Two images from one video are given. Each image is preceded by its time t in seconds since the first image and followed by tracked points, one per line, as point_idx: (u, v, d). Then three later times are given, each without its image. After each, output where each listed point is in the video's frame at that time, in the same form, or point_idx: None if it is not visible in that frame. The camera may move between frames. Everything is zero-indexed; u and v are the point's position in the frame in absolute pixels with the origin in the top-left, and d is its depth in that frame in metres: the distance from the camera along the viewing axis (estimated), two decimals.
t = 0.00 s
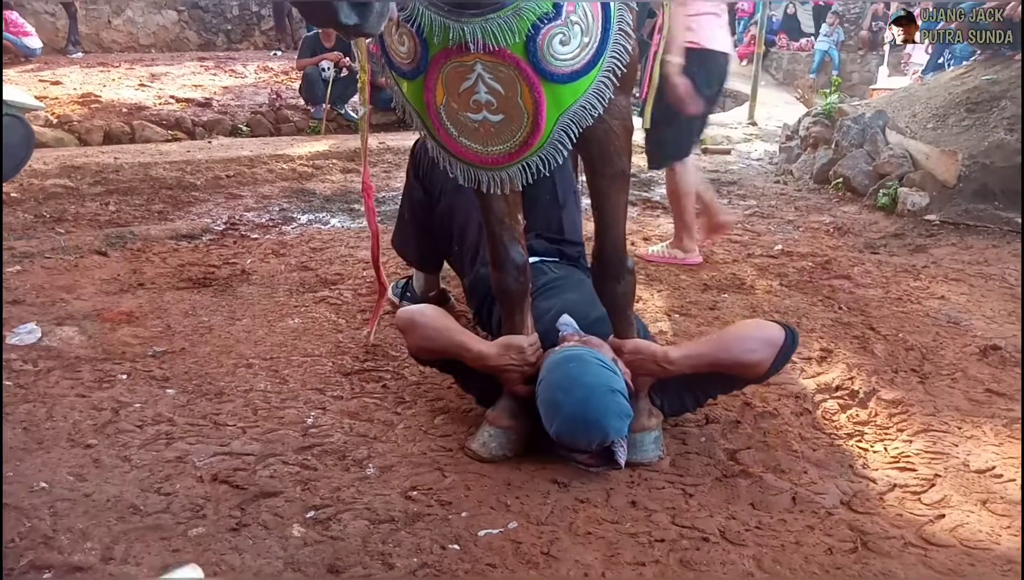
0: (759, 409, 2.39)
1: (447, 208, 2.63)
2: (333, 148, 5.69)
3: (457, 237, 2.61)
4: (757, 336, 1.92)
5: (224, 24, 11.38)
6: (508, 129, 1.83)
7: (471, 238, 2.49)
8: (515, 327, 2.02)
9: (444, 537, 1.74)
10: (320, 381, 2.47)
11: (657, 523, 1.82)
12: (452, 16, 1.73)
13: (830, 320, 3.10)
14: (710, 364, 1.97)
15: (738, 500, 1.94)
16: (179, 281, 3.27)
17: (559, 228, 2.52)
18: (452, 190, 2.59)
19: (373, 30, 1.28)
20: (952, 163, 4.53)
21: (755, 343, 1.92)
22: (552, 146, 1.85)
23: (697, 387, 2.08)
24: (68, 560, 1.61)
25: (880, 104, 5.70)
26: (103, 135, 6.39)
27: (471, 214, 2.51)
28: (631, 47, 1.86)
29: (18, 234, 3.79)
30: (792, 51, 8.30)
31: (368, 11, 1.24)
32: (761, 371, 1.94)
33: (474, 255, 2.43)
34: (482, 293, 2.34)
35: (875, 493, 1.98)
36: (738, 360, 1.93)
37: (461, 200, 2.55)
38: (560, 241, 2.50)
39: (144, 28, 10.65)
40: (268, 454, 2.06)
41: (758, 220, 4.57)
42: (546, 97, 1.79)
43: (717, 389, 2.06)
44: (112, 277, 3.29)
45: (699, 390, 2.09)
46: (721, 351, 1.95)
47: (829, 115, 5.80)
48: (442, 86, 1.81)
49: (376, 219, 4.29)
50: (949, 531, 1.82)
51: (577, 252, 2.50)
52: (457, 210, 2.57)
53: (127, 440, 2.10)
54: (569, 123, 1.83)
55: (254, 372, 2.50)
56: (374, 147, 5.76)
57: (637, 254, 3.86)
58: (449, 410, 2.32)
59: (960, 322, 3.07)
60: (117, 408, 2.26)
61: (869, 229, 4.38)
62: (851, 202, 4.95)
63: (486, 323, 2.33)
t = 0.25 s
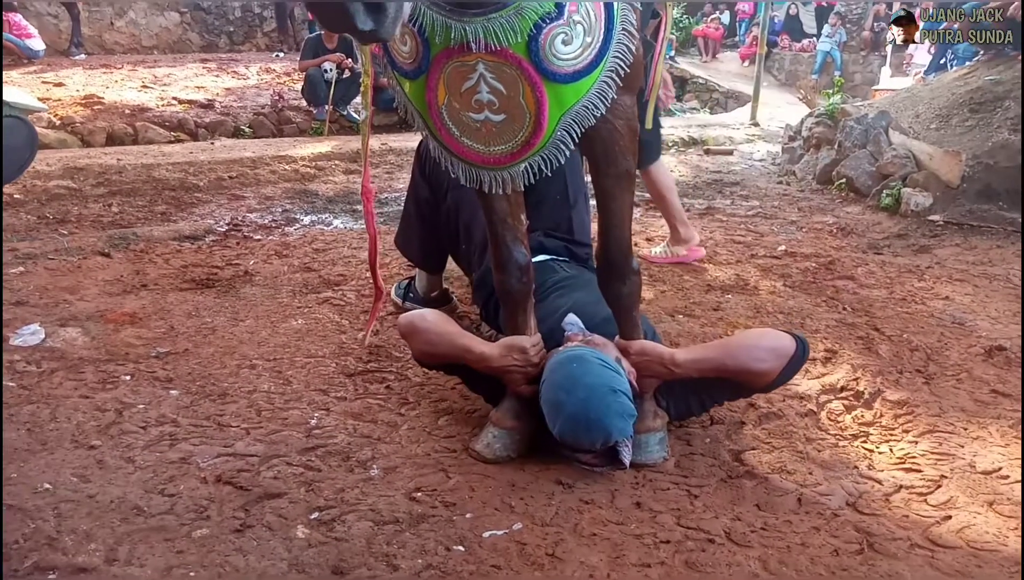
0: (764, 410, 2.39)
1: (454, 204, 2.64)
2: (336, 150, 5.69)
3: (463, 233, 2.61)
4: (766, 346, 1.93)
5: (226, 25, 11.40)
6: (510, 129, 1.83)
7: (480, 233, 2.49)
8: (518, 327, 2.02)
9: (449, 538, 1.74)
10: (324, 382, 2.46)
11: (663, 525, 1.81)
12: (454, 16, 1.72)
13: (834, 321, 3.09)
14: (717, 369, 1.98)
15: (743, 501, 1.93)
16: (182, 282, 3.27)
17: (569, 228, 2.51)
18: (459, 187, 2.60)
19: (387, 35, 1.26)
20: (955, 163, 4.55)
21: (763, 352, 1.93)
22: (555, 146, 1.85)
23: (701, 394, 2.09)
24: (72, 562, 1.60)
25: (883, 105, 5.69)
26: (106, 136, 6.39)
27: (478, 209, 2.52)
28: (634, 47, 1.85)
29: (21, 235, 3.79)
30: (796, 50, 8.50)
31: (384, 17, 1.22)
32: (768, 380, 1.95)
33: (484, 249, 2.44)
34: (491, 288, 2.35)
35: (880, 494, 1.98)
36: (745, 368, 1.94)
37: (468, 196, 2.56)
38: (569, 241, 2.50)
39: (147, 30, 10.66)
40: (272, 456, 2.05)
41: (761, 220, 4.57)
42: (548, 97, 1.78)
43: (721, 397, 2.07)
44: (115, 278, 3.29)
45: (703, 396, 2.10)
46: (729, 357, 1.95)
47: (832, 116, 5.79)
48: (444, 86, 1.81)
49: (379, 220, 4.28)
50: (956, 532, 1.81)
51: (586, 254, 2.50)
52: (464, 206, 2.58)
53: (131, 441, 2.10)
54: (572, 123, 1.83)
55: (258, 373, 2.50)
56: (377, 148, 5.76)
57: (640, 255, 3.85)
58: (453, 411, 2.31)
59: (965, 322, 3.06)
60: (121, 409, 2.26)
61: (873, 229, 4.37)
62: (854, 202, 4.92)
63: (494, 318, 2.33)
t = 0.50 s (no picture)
0: (764, 405, 2.38)
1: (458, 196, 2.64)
2: (335, 143, 5.67)
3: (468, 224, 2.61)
4: (772, 352, 1.93)
5: (225, 18, 11.38)
6: (510, 121, 1.82)
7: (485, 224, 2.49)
8: (518, 320, 2.02)
9: (448, 532, 1.73)
10: (323, 376, 2.45)
11: (663, 519, 1.81)
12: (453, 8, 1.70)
13: (835, 316, 3.09)
14: (719, 370, 1.98)
15: (743, 496, 1.93)
16: (181, 276, 3.26)
17: (575, 221, 2.51)
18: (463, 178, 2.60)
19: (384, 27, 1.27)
20: (955, 158, 4.53)
21: (767, 358, 1.93)
22: (555, 138, 1.84)
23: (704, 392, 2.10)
24: (71, 556, 1.60)
25: (883, 100, 5.68)
26: (104, 129, 6.38)
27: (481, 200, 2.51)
28: (635, 38, 1.83)
29: (18, 228, 3.77)
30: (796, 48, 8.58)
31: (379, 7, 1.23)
32: (769, 386, 1.95)
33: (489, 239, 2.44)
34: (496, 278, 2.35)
35: (880, 489, 1.97)
36: (748, 372, 1.94)
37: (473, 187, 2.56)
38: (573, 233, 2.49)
39: (145, 22, 10.63)
40: (271, 450, 2.05)
41: (761, 215, 4.56)
42: (548, 89, 1.78)
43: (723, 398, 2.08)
44: (113, 271, 3.28)
45: (706, 395, 2.10)
46: (733, 360, 1.95)
47: (832, 110, 5.78)
48: (443, 79, 1.80)
49: (379, 214, 4.27)
50: (956, 527, 1.81)
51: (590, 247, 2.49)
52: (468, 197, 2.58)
53: (130, 435, 2.09)
54: (572, 115, 1.82)
55: (257, 367, 2.49)
56: (376, 141, 5.74)
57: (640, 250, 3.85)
58: (452, 405, 2.30)
59: (965, 318, 3.05)
60: (119, 403, 2.25)
61: (873, 224, 4.36)
62: (855, 197, 4.91)
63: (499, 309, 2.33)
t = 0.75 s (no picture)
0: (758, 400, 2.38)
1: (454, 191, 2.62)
2: (328, 138, 5.65)
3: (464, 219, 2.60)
4: (770, 357, 1.91)
5: (216, 13, 11.33)
6: (503, 118, 1.81)
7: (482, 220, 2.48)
8: (512, 316, 2.01)
9: (443, 529, 1.73)
10: (316, 373, 2.44)
11: (658, 515, 1.81)
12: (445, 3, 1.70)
13: (828, 310, 3.09)
14: (714, 371, 1.96)
15: (738, 491, 1.93)
16: (172, 272, 3.24)
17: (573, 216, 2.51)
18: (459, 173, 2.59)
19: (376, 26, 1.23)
20: (948, 153, 4.49)
21: (764, 363, 1.92)
22: (548, 134, 1.83)
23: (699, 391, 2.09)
24: (63, 555, 1.59)
25: (876, 94, 5.69)
26: (94, 124, 6.34)
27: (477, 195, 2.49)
28: (629, 33, 1.82)
29: (8, 225, 3.75)
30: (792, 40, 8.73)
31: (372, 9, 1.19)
32: (763, 390, 1.95)
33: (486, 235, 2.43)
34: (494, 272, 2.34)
35: (875, 483, 1.97)
36: (744, 375, 1.93)
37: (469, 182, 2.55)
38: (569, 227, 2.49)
39: (135, 17, 10.57)
40: (265, 447, 2.04)
41: (755, 210, 4.56)
42: (542, 85, 1.77)
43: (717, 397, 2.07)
44: (104, 268, 3.26)
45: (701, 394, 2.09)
46: (730, 362, 1.93)
47: (825, 105, 5.78)
48: (436, 75, 1.79)
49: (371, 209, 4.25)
50: (950, 521, 1.81)
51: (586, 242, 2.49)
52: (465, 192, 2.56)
53: (122, 432, 2.08)
54: (566, 111, 1.80)
55: (249, 364, 2.48)
56: (368, 136, 5.72)
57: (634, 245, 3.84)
58: (447, 402, 2.30)
59: (958, 312, 3.06)
60: (111, 401, 2.23)
61: (866, 219, 4.37)
62: (848, 191, 4.91)
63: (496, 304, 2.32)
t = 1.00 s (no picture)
0: (761, 400, 2.37)
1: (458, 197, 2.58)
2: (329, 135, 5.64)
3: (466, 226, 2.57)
4: (770, 347, 1.89)
5: (217, 9, 11.31)
6: (506, 116, 1.80)
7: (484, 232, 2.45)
8: (516, 314, 2.00)
9: (446, 528, 1.72)
10: (318, 370, 2.44)
11: (661, 515, 1.80)
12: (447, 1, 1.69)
13: (831, 310, 3.08)
14: (718, 364, 1.95)
15: (741, 491, 1.92)
16: (174, 269, 3.23)
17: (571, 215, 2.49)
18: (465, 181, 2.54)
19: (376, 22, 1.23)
20: (951, 153, 4.52)
21: (766, 354, 1.90)
22: (552, 131, 1.82)
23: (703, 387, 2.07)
24: (64, 552, 1.58)
25: (879, 94, 5.68)
26: (96, 120, 6.33)
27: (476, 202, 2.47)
28: (632, 29, 1.82)
29: (9, 221, 3.74)
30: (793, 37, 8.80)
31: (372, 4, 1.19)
32: (766, 381, 1.92)
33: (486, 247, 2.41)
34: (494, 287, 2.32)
35: (878, 484, 1.97)
36: (746, 367, 1.91)
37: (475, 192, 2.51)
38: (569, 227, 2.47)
39: (136, 13, 10.55)
40: (267, 444, 2.03)
41: (757, 209, 4.55)
42: (545, 82, 1.76)
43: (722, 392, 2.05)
44: (106, 264, 3.25)
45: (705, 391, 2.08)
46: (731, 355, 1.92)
47: (828, 104, 5.77)
48: (438, 73, 1.78)
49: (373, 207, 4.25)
50: (953, 522, 1.80)
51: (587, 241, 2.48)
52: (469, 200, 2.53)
53: (123, 429, 2.07)
54: (569, 108, 1.80)
55: (251, 362, 2.47)
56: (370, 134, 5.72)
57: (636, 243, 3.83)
58: (449, 400, 2.29)
59: (960, 312, 3.05)
60: (112, 398, 2.23)
61: (868, 219, 4.36)
62: (850, 191, 4.90)
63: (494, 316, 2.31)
